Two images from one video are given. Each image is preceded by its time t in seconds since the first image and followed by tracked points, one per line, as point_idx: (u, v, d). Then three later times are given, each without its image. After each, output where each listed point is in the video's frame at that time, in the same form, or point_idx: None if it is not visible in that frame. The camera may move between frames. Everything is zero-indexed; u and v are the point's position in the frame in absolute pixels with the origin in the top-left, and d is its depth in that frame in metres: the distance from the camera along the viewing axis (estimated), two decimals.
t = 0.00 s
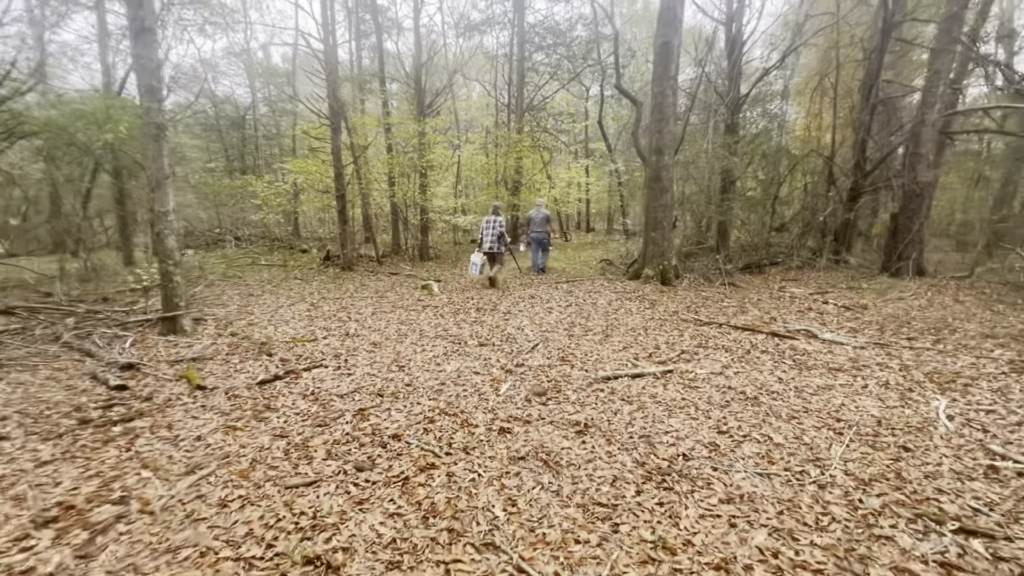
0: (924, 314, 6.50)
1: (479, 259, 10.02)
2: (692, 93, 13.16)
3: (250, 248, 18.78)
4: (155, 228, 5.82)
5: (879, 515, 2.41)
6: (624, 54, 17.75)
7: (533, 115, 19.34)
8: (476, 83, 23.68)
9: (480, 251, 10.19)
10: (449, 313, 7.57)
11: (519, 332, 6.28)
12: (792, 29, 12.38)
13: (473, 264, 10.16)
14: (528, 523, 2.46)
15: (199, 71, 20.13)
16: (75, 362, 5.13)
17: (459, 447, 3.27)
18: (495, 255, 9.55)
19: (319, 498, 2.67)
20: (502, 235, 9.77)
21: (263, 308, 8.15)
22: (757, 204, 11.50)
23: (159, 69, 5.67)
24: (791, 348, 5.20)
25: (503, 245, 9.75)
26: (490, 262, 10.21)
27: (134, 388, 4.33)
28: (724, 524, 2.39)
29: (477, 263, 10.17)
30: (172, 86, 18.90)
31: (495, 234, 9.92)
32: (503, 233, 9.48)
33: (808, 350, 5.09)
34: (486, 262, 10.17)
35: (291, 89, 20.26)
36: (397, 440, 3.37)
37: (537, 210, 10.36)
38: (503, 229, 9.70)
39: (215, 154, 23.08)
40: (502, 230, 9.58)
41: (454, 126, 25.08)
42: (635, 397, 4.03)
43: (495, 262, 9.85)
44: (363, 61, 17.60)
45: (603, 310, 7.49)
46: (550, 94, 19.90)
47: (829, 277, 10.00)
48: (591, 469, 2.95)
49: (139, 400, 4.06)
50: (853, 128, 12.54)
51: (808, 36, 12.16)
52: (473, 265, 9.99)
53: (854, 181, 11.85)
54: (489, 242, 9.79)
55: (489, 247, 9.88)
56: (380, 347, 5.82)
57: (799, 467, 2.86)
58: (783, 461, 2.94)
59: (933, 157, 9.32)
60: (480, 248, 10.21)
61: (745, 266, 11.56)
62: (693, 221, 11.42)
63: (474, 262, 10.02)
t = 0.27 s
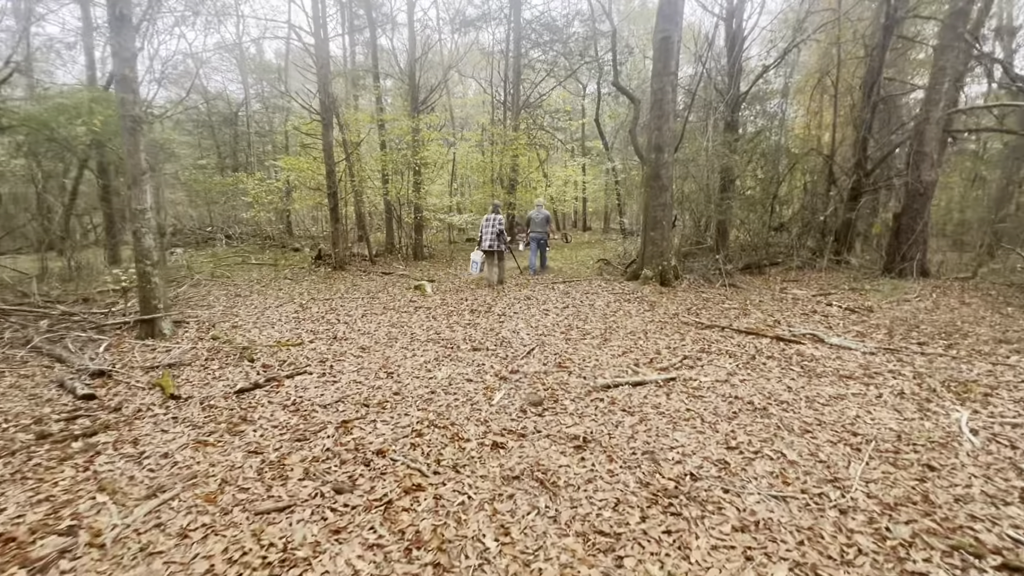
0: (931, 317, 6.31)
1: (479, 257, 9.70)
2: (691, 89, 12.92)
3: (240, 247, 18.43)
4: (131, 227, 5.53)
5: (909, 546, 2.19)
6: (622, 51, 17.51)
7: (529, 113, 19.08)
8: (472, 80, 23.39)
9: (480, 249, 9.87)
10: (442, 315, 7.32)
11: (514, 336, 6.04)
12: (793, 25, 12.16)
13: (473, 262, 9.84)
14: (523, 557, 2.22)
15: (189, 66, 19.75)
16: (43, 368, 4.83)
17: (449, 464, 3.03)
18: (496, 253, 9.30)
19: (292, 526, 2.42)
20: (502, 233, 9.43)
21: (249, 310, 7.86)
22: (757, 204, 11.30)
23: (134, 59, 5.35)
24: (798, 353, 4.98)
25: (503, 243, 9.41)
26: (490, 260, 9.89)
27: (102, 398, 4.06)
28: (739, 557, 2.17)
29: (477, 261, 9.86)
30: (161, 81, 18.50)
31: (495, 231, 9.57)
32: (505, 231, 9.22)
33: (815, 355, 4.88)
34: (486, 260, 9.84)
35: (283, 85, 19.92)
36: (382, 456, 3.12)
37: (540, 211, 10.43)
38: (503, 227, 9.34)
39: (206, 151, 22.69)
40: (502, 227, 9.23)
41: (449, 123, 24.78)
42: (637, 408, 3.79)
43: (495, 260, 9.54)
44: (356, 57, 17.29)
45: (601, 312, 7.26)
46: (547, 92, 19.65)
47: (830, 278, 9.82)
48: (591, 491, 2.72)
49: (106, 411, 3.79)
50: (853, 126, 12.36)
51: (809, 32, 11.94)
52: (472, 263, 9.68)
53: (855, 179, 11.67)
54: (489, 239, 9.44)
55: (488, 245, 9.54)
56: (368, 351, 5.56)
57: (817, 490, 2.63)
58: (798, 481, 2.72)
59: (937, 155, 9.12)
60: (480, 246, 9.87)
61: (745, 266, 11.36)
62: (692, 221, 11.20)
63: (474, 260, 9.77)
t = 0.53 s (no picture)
0: (963, 323, 5.95)
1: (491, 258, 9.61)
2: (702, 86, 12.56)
3: (245, 247, 18.31)
4: (123, 228, 5.31)
5: None
6: (631, 48, 17.18)
7: (536, 111, 18.82)
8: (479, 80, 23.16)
9: (492, 249, 9.77)
10: (445, 319, 7.06)
11: (521, 342, 5.78)
12: (809, 19, 11.79)
13: (485, 263, 9.75)
14: None
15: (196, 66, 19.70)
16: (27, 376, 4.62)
17: (448, 489, 2.77)
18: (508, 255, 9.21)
19: (270, 563, 2.17)
20: (515, 234, 9.35)
21: (248, 313, 7.66)
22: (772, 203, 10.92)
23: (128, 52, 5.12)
24: (823, 363, 4.67)
25: (516, 244, 9.33)
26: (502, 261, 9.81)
27: (85, 409, 3.84)
28: None
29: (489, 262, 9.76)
30: (167, 81, 18.45)
31: (507, 232, 9.48)
32: (516, 234, 9.13)
33: (842, 365, 4.56)
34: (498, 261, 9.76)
35: (289, 85, 19.81)
36: (375, 479, 2.86)
37: (553, 210, 10.50)
38: (515, 228, 9.26)
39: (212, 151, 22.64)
40: (516, 229, 9.14)
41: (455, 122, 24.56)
42: (653, 424, 3.51)
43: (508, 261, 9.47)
44: (361, 56, 17.10)
45: (610, 316, 6.97)
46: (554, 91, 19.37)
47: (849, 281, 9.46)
48: (605, 522, 2.45)
49: (85, 425, 3.56)
50: (871, 123, 11.97)
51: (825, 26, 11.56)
52: (484, 265, 9.60)
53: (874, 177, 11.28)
54: (501, 241, 9.35)
55: (501, 247, 9.45)
56: (368, 358, 5.32)
57: (861, 525, 2.34)
58: (838, 514, 2.43)
59: (963, 152, 8.72)
60: (492, 247, 9.77)
61: (759, 267, 11.03)
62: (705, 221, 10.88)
63: (487, 261, 9.67)
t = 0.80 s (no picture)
0: (982, 326, 5.72)
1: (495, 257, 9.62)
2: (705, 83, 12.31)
3: (239, 246, 17.99)
4: (102, 226, 5.02)
5: None
6: (631, 45, 16.93)
7: (534, 109, 18.55)
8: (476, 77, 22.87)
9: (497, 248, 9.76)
10: (443, 321, 6.79)
11: (523, 347, 5.51)
12: (814, 14, 11.55)
13: (490, 261, 9.76)
14: None
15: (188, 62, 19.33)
16: None
17: (448, 515, 2.51)
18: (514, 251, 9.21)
19: None
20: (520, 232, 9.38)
21: (238, 315, 7.37)
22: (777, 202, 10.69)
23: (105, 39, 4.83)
24: (843, 370, 4.42)
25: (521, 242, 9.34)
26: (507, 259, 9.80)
27: (55, 421, 3.56)
28: None
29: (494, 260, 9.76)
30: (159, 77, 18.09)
31: (512, 230, 9.53)
32: (521, 231, 9.17)
33: (864, 372, 4.32)
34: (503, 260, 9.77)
35: (284, 81, 19.46)
36: (367, 503, 2.60)
37: (555, 209, 10.53)
38: (520, 226, 9.31)
39: (206, 149, 22.29)
40: (521, 227, 9.18)
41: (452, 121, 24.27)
42: (669, 439, 3.25)
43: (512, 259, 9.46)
44: (357, 52, 16.79)
45: (615, 319, 6.72)
46: (553, 88, 19.09)
47: (856, 281, 9.26)
48: (624, 556, 2.20)
49: (53, 440, 3.27)
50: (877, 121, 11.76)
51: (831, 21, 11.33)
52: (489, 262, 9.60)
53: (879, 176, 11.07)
54: (506, 239, 9.36)
55: (505, 245, 9.47)
56: (361, 364, 5.04)
57: (911, 560, 2.08)
58: (883, 545, 2.17)
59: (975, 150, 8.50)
60: (497, 245, 9.81)
61: (763, 268, 10.81)
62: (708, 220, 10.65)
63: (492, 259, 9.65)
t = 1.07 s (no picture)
0: (996, 326, 5.55)
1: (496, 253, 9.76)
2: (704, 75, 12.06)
3: (227, 241, 17.54)
4: (74, 222, 4.69)
5: None
6: (628, 36, 16.61)
7: (529, 102, 18.22)
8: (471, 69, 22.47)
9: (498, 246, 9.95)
10: (439, 321, 6.51)
11: (523, 349, 5.25)
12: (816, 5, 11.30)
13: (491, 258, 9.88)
14: None
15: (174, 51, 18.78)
16: None
17: (449, 547, 2.26)
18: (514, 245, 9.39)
19: None
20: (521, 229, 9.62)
21: (223, 315, 7.04)
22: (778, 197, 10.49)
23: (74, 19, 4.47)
24: (861, 375, 4.21)
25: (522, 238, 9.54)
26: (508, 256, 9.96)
27: (15, 436, 3.25)
28: None
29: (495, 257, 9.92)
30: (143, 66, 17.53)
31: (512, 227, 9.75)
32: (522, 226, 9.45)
33: (883, 377, 4.11)
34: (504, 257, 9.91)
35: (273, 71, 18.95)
36: (359, 535, 2.34)
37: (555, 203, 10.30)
38: (521, 222, 9.55)
39: (193, 141, 21.74)
40: (521, 223, 9.41)
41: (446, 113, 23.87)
42: (685, 455, 3.02)
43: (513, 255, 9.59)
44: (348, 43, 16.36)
45: (617, 318, 6.48)
46: (548, 80, 18.77)
47: (859, 278, 9.10)
48: None
49: (11, 459, 2.97)
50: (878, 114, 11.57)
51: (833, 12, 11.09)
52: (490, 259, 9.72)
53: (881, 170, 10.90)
54: (507, 235, 9.60)
55: (507, 241, 9.64)
56: (353, 368, 4.77)
57: None
58: None
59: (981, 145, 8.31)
60: (497, 243, 9.98)
61: (763, 264, 10.63)
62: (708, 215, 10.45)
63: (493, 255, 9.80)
